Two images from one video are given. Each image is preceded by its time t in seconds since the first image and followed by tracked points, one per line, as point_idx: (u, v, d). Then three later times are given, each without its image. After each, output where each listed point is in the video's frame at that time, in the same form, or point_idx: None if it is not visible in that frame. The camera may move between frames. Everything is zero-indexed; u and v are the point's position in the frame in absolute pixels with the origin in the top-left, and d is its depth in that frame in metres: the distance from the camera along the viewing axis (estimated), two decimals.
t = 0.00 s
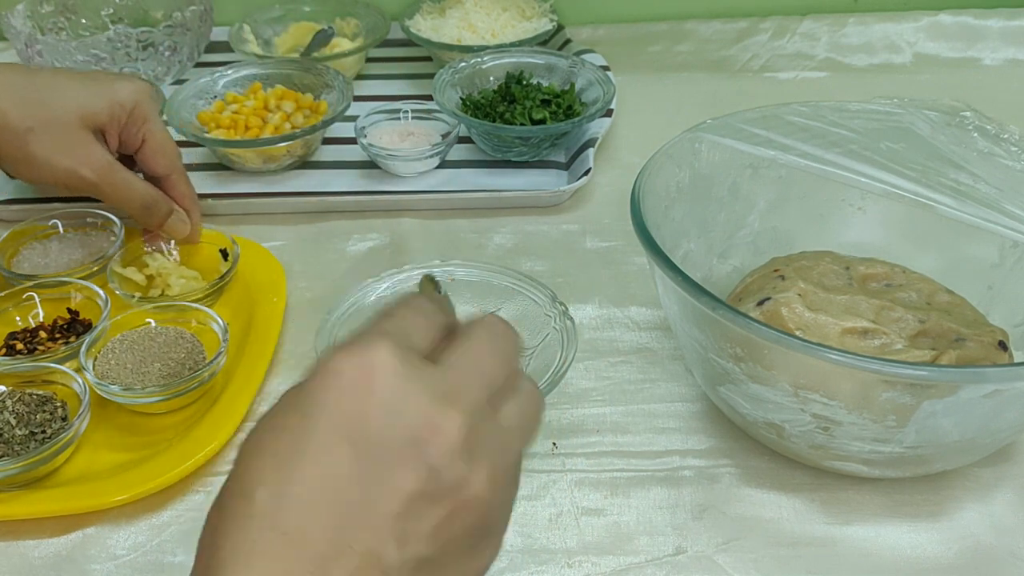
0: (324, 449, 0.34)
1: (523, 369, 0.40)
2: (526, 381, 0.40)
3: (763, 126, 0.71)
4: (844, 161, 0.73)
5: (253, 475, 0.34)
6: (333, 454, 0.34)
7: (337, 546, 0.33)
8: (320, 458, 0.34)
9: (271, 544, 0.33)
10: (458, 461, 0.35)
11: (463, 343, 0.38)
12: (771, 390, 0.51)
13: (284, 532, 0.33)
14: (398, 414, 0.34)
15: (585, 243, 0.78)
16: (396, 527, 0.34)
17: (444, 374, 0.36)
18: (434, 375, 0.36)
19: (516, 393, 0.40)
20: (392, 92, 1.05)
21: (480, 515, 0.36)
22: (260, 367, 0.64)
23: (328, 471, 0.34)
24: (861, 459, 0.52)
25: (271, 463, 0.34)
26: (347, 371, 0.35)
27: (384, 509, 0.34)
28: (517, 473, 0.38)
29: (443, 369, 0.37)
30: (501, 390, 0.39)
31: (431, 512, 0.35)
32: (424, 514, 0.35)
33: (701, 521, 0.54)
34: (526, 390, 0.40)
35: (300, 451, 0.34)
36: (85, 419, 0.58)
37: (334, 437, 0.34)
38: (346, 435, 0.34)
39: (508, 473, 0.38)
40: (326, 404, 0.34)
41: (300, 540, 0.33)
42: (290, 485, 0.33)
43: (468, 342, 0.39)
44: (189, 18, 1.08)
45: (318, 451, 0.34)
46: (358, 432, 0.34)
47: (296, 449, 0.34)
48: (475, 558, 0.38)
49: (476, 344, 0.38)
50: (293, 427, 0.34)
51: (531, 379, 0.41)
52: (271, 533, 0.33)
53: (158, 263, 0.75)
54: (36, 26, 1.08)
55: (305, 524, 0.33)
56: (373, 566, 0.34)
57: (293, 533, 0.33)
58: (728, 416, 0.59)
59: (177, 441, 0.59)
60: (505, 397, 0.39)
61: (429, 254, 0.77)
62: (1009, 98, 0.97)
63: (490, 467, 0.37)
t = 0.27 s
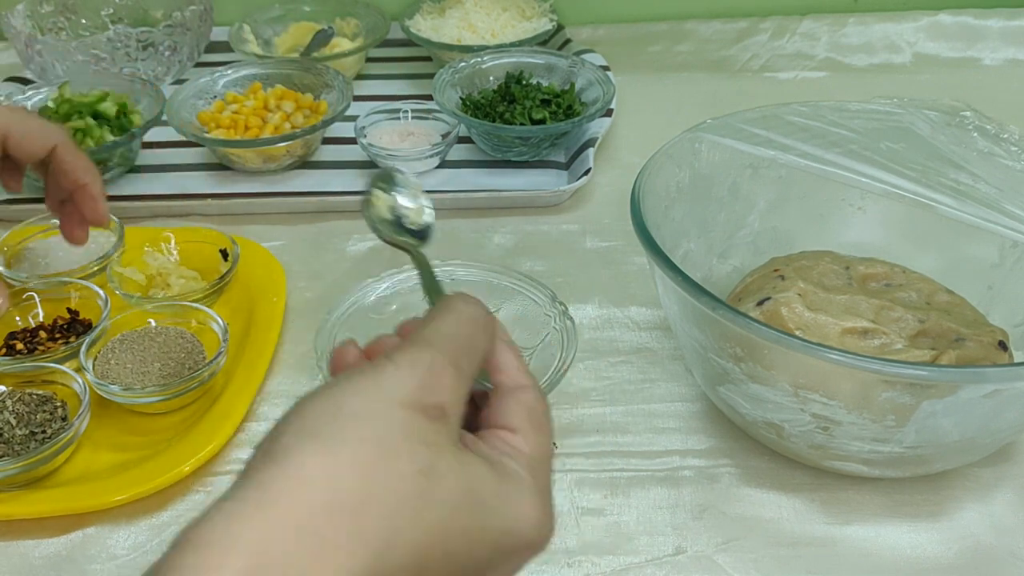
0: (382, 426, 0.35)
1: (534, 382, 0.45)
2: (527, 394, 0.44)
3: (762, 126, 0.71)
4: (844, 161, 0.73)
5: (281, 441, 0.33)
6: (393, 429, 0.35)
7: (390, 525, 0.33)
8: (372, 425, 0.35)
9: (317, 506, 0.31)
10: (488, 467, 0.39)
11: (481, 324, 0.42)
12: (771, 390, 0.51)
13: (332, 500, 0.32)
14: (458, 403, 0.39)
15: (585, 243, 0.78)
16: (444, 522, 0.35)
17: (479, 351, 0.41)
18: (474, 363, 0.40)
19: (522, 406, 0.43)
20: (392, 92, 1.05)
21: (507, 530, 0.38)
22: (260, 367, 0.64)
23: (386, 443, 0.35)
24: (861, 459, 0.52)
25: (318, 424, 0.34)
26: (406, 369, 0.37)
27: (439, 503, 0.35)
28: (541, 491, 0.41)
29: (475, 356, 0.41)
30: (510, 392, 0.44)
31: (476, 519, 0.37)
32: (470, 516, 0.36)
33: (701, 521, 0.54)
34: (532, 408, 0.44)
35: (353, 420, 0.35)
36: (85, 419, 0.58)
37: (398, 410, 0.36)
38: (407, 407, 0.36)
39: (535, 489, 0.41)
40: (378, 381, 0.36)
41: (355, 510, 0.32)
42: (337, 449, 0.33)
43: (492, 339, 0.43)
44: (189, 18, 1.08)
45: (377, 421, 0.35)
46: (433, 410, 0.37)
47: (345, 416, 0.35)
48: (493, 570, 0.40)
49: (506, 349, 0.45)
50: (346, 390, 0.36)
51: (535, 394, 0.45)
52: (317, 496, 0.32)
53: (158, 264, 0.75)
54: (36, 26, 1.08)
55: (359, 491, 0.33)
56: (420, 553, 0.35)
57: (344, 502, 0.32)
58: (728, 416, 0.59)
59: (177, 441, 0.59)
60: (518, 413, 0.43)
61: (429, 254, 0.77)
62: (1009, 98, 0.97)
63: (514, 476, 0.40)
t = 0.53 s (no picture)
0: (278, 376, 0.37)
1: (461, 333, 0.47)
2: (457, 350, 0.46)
3: (762, 126, 0.71)
4: (843, 161, 0.73)
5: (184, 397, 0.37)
6: (285, 381, 0.38)
7: (277, 469, 0.35)
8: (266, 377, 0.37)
9: (206, 449, 0.35)
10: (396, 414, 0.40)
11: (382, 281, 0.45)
12: (771, 390, 0.51)
13: (222, 446, 0.35)
14: (354, 357, 0.41)
15: (585, 243, 0.78)
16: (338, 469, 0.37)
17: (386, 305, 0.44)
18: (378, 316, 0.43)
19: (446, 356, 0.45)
20: (392, 92, 1.05)
21: (425, 476, 0.40)
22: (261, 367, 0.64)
23: (279, 394, 0.37)
24: (861, 458, 0.52)
25: (217, 379, 0.37)
26: (308, 326, 0.40)
27: (332, 453, 0.37)
28: (465, 438, 0.42)
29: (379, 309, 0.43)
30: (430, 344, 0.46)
31: (379, 465, 0.38)
32: (371, 460, 0.38)
33: (701, 521, 0.54)
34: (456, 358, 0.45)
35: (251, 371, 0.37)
36: (85, 419, 0.58)
37: (293, 364, 0.38)
38: (301, 361, 0.39)
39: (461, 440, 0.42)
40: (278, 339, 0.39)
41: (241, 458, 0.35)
42: (230, 399, 0.36)
43: (405, 294, 0.46)
44: (189, 18, 1.07)
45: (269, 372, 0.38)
46: (328, 361, 0.39)
47: (245, 366, 0.38)
48: (417, 518, 0.41)
49: (428, 305, 0.48)
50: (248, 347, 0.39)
51: (459, 343, 0.46)
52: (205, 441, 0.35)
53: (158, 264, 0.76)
54: (36, 25, 1.08)
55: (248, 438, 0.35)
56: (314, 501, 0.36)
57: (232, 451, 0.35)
58: (728, 416, 0.59)
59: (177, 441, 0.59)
60: (439, 362, 0.45)
61: (429, 254, 0.77)
62: (1009, 98, 0.97)
63: (432, 422, 0.41)
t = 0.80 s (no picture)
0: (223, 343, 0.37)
1: (434, 283, 0.46)
2: (428, 298, 0.45)
3: (762, 126, 0.71)
4: (843, 161, 0.73)
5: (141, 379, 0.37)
6: (230, 345, 0.37)
7: (229, 430, 0.35)
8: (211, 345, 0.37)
9: (162, 420, 0.34)
10: (358, 360, 0.39)
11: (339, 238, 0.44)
12: (771, 390, 0.51)
13: (171, 417, 0.35)
14: (309, 314, 0.40)
15: (585, 243, 0.78)
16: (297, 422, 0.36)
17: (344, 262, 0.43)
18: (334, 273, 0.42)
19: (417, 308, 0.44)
20: (392, 92, 1.05)
21: (398, 417, 0.38)
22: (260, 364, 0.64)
23: (224, 357, 0.36)
24: (861, 458, 0.52)
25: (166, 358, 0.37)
26: (257, 294, 0.40)
27: (287, 403, 0.36)
28: (442, 377, 0.40)
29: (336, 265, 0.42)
30: (403, 297, 0.46)
31: (343, 410, 0.37)
32: (332, 404, 0.36)
33: (701, 521, 0.54)
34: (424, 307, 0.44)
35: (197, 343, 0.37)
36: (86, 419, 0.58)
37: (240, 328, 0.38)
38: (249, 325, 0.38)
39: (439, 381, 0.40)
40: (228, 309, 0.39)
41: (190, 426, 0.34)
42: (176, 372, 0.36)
43: (377, 254, 0.45)
44: (189, 18, 1.07)
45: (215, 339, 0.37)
46: (278, 322, 0.39)
47: (203, 337, 0.37)
48: (403, 465, 0.39)
49: (402, 260, 0.47)
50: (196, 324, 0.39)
51: (429, 292, 0.45)
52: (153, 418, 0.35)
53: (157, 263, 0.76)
54: (36, 25, 1.08)
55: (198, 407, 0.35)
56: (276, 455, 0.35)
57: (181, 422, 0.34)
58: (728, 416, 0.59)
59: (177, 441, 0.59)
60: (410, 312, 0.44)
61: (429, 255, 0.77)
62: (1009, 98, 0.97)
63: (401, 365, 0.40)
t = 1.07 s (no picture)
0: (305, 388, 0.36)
1: (514, 328, 0.46)
2: (506, 346, 0.45)
3: (762, 126, 0.71)
4: (844, 161, 0.73)
5: (210, 414, 0.36)
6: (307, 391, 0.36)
7: (302, 479, 0.34)
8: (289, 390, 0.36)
9: (237, 466, 0.34)
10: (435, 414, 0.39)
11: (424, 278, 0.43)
12: (771, 390, 0.51)
13: (245, 464, 0.34)
14: (387, 360, 0.39)
15: (585, 243, 0.78)
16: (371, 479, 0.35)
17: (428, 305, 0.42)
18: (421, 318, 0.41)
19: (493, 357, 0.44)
20: (392, 92, 1.05)
21: (474, 479, 0.38)
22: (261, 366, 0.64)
23: (302, 404, 0.36)
24: (861, 458, 0.52)
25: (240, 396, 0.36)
26: (337, 337, 0.39)
27: (364, 456, 0.36)
28: (519, 437, 0.40)
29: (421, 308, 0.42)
30: (483, 341, 0.46)
31: (417, 468, 0.37)
32: (408, 462, 0.36)
33: (701, 521, 0.54)
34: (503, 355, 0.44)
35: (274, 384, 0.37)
36: (87, 419, 0.58)
37: (319, 373, 0.37)
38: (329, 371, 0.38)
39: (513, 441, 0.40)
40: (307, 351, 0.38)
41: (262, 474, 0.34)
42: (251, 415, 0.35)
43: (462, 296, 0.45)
44: (189, 18, 1.08)
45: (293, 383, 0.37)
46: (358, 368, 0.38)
47: (277, 377, 0.37)
48: (469, 526, 0.39)
49: (483, 299, 0.47)
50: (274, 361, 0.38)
51: (510, 339, 0.45)
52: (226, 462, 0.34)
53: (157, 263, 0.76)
54: (36, 26, 1.08)
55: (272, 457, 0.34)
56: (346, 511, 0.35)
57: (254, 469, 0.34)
58: (728, 416, 0.59)
59: (179, 441, 0.59)
60: (489, 361, 0.44)
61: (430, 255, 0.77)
62: (1009, 98, 0.97)
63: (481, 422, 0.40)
